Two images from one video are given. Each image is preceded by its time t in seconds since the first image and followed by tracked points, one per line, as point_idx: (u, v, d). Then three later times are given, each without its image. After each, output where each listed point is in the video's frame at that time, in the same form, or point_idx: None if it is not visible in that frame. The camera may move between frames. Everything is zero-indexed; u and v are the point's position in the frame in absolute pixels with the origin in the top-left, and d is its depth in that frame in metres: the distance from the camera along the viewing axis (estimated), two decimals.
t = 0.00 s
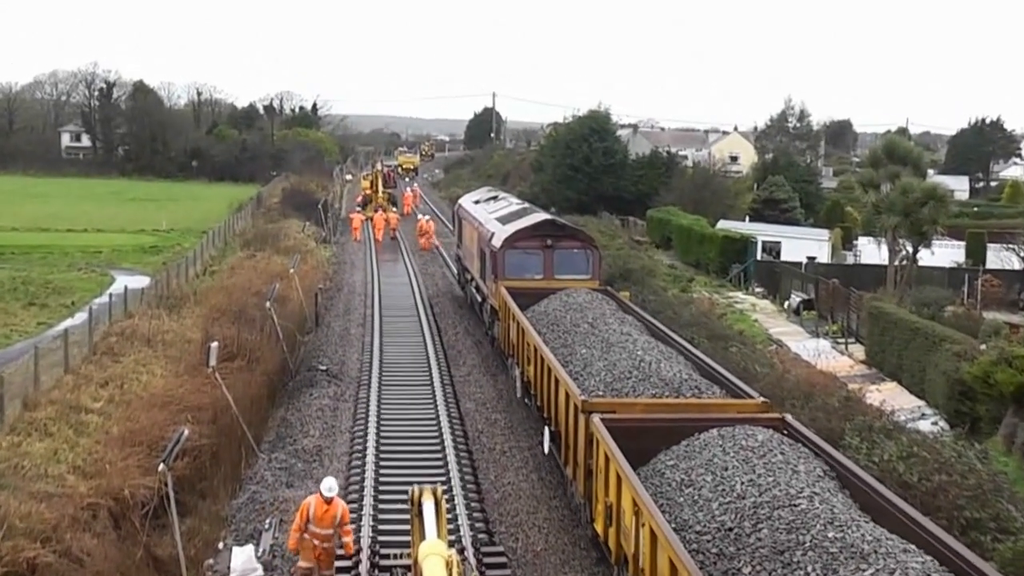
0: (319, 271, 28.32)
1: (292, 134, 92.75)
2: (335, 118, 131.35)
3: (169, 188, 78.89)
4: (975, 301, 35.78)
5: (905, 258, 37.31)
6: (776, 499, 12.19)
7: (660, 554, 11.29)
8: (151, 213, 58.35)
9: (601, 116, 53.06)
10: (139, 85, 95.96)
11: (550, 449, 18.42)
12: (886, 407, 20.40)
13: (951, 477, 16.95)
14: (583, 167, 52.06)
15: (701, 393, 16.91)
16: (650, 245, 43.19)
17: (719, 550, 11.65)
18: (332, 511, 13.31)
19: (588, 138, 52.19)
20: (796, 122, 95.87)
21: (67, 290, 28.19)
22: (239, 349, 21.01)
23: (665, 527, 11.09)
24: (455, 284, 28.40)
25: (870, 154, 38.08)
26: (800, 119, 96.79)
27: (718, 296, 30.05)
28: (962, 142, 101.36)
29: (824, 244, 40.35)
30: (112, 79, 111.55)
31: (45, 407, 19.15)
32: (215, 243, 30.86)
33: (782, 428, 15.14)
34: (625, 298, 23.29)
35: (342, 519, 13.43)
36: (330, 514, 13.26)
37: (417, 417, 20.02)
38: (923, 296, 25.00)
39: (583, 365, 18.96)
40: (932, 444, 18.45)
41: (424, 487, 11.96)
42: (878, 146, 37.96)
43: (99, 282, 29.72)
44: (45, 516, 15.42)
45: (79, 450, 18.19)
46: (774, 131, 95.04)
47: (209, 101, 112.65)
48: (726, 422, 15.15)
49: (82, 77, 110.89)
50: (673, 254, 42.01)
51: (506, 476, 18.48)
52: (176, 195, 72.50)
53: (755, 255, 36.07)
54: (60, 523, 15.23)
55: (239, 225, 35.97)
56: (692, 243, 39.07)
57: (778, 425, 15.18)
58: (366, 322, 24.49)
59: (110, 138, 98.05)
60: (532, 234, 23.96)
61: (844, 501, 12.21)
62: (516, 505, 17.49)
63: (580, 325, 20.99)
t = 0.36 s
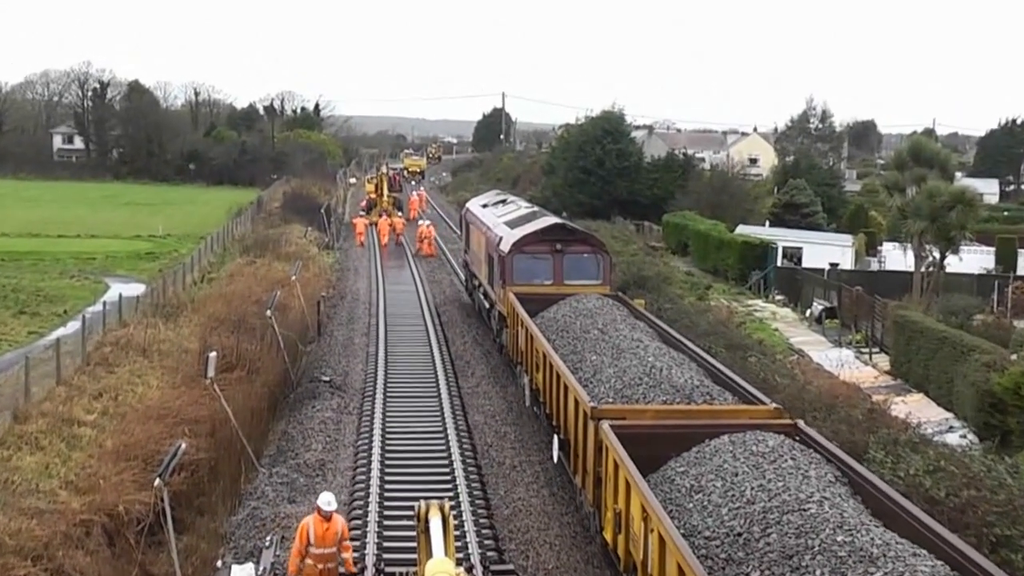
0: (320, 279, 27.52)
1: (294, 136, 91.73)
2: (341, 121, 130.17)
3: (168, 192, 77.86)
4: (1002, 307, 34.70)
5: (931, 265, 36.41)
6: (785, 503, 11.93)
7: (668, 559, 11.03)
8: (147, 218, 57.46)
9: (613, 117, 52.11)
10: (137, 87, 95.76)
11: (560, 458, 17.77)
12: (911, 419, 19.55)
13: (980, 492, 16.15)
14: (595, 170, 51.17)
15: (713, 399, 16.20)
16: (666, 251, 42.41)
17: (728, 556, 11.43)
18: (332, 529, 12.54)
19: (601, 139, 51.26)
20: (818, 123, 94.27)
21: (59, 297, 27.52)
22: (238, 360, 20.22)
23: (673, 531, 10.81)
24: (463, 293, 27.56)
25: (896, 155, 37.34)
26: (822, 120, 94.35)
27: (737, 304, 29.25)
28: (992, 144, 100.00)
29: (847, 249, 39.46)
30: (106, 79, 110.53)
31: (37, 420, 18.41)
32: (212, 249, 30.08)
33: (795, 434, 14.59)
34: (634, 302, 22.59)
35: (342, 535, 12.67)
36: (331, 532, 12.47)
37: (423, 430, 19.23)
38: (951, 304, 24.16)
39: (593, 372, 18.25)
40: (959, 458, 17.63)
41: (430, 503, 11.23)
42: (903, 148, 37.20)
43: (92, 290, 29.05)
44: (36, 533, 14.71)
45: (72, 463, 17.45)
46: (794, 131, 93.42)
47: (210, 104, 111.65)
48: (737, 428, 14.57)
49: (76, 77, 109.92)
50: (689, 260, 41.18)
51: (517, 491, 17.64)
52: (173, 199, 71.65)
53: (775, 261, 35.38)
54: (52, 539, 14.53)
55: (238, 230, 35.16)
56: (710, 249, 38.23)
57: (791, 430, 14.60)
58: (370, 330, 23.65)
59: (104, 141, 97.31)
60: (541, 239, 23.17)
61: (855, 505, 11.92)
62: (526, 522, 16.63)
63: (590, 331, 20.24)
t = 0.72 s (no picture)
0: (314, 281, 26.51)
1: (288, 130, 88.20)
2: (339, 117, 127.75)
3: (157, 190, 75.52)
4: None
5: (956, 266, 35.41)
6: (790, 505, 11.55)
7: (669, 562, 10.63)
8: (134, 218, 55.81)
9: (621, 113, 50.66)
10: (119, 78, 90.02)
11: (562, 462, 16.89)
12: (935, 428, 18.55)
13: (1008, 505, 15.25)
14: (602, 167, 49.74)
15: (720, 402, 15.52)
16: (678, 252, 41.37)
17: (731, 559, 11.04)
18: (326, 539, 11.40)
19: (609, 134, 49.77)
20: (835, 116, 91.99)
21: (39, 301, 26.61)
22: (227, 367, 19.27)
23: (675, 530, 10.45)
24: (463, 295, 26.58)
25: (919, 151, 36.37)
26: (841, 114, 94.79)
27: (752, 307, 28.31)
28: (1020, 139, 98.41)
29: (866, 250, 38.44)
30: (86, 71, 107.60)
31: (16, 429, 17.48)
32: (200, 250, 29.03)
33: (803, 437, 14.02)
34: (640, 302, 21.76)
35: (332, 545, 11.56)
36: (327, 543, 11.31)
37: (423, 439, 18.25)
38: (978, 307, 23.21)
39: (597, 374, 17.50)
40: (986, 468, 16.69)
41: (428, 516, 10.08)
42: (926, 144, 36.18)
43: (74, 293, 28.17)
44: (13, 549, 13.95)
45: (52, 474, 16.55)
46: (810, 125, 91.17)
47: (202, 98, 108.83)
48: (743, 430, 13.97)
49: (55, 68, 106.84)
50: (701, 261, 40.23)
51: (520, 503, 16.60)
52: (161, 198, 69.96)
53: (791, 261, 34.45)
54: (32, 554, 13.83)
55: (227, 230, 34.02)
56: (724, 251, 37.27)
57: (795, 430, 14.12)
58: (367, 335, 22.54)
59: (86, 135, 92.59)
60: (545, 237, 22.22)
61: (862, 507, 11.52)
62: (530, 535, 15.59)
63: (593, 332, 19.41)
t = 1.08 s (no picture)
0: (305, 284, 25.26)
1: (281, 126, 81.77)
2: (335, 110, 123.97)
3: (139, 189, 71.48)
4: None
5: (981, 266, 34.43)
6: (796, 507, 11.13)
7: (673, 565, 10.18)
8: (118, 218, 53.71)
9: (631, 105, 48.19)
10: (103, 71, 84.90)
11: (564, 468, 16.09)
12: (959, 438, 17.56)
13: None
14: (610, 163, 47.17)
15: (728, 405, 14.93)
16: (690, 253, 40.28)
17: (735, 562, 10.64)
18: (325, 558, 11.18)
19: (617, 130, 47.31)
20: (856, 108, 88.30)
21: (20, 304, 25.78)
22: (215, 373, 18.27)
23: (677, 532, 10.03)
24: (464, 296, 25.60)
25: (943, 146, 35.79)
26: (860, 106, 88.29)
27: (767, 310, 27.35)
28: None
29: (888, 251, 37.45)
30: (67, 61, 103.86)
31: None
32: (187, 251, 27.80)
33: (812, 440, 13.35)
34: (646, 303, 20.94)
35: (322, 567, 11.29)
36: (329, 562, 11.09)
37: (422, 449, 17.24)
38: (1005, 311, 22.25)
39: (600, 376, 16.79)
40: (1014, 480, 15.77)
41: (427, 528, 9.41)
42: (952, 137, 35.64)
43: (56, 295, 27.41)
44: None
45: (33, 485, 15.74)
46: (829, 119, 87.50)
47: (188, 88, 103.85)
48: (750, 433, 13.33)
49: (32, 58, 102.87)
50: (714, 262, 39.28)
51: (523, 516, 15.62)
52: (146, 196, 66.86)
53: (808, 262, 33.53)
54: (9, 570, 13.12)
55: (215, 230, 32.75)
56: (738, 250, 36.32)
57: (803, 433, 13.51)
58: (362, 340, 21.38)
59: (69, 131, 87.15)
60: (547, 236, 21.40)
61: (871, 510, 11.09)
62: (535, 550, 14.61)
63: (598, 333, 18.65)
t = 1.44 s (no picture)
0: (297, 287, 24.05)
1: (272, 118, 76.39)
2: (332, 102, 121.08)
3: (123, 187, 67.76)
4: None
5: (1008, 267, 33.50)
6: (802, 509, 10.58)
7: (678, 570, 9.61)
8: (104, 214, 51.75)
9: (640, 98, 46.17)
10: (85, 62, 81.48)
11: (567, 474, 15.34)
12: (986, 447, 16.68)
13: None
14: (619, 159, 45.31)
15: (735, 407, 14.28)
16: (702, 252, 39.35)
17: (739, 566, 10.11)
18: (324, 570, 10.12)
19: (626, 124, 45.40)
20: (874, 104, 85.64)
21: None
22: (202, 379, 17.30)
23: (681, 536, 9.47)
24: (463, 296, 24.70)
25: (969, 139, 35.09)
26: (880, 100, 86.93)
27: (783, 313, 26.47)
28: None
29: (910, 252, 36.41)
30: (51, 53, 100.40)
31: None
32: (174, 251, 26.60)
33: (820, 443, 12.59)
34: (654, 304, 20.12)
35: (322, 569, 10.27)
36: None
37: (421, 460, 16.26)
38: None
39: (604, 379, 16.08)
40: None
41: (425, 544, 9.55)
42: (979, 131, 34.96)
43: (35, 297, 26.68)
44: None
45: (13, 497, 14.89)
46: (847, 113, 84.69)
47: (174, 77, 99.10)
48: (757, 435, 12.70)
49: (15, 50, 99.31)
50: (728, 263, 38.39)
51: (526, 531, 14.60)
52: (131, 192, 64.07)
53: (827, 262, 32.67)
54: None
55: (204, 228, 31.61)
56: (752, 250, 35.44)
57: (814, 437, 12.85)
58: (358, 346, 20.29)
59: (50, 125, 83.92)
60: (550, 234, 20.63)
61: (880, 512, 10.49)
62: (541, 566, 13.61)
63: (602, 334, 17.93)
